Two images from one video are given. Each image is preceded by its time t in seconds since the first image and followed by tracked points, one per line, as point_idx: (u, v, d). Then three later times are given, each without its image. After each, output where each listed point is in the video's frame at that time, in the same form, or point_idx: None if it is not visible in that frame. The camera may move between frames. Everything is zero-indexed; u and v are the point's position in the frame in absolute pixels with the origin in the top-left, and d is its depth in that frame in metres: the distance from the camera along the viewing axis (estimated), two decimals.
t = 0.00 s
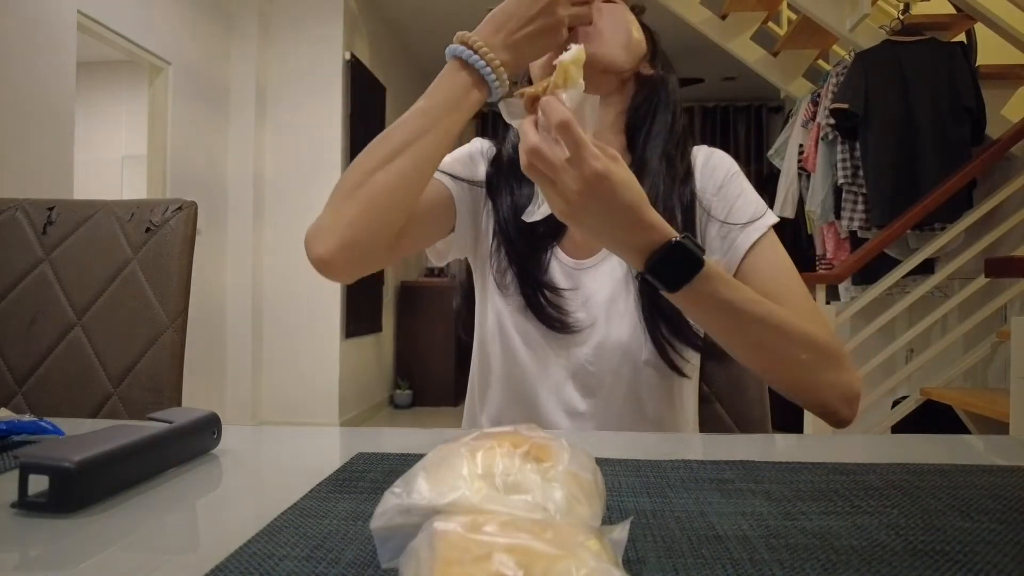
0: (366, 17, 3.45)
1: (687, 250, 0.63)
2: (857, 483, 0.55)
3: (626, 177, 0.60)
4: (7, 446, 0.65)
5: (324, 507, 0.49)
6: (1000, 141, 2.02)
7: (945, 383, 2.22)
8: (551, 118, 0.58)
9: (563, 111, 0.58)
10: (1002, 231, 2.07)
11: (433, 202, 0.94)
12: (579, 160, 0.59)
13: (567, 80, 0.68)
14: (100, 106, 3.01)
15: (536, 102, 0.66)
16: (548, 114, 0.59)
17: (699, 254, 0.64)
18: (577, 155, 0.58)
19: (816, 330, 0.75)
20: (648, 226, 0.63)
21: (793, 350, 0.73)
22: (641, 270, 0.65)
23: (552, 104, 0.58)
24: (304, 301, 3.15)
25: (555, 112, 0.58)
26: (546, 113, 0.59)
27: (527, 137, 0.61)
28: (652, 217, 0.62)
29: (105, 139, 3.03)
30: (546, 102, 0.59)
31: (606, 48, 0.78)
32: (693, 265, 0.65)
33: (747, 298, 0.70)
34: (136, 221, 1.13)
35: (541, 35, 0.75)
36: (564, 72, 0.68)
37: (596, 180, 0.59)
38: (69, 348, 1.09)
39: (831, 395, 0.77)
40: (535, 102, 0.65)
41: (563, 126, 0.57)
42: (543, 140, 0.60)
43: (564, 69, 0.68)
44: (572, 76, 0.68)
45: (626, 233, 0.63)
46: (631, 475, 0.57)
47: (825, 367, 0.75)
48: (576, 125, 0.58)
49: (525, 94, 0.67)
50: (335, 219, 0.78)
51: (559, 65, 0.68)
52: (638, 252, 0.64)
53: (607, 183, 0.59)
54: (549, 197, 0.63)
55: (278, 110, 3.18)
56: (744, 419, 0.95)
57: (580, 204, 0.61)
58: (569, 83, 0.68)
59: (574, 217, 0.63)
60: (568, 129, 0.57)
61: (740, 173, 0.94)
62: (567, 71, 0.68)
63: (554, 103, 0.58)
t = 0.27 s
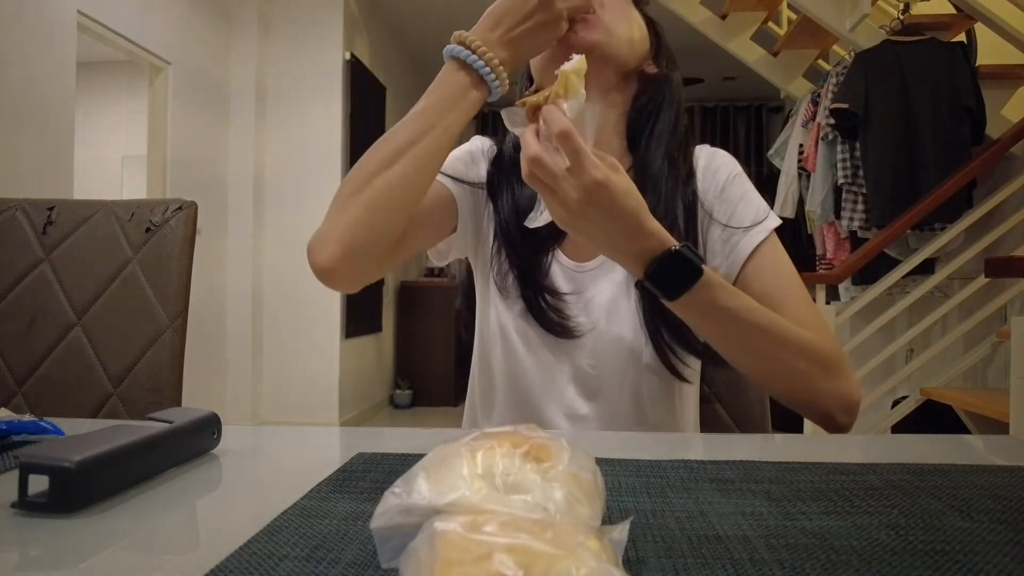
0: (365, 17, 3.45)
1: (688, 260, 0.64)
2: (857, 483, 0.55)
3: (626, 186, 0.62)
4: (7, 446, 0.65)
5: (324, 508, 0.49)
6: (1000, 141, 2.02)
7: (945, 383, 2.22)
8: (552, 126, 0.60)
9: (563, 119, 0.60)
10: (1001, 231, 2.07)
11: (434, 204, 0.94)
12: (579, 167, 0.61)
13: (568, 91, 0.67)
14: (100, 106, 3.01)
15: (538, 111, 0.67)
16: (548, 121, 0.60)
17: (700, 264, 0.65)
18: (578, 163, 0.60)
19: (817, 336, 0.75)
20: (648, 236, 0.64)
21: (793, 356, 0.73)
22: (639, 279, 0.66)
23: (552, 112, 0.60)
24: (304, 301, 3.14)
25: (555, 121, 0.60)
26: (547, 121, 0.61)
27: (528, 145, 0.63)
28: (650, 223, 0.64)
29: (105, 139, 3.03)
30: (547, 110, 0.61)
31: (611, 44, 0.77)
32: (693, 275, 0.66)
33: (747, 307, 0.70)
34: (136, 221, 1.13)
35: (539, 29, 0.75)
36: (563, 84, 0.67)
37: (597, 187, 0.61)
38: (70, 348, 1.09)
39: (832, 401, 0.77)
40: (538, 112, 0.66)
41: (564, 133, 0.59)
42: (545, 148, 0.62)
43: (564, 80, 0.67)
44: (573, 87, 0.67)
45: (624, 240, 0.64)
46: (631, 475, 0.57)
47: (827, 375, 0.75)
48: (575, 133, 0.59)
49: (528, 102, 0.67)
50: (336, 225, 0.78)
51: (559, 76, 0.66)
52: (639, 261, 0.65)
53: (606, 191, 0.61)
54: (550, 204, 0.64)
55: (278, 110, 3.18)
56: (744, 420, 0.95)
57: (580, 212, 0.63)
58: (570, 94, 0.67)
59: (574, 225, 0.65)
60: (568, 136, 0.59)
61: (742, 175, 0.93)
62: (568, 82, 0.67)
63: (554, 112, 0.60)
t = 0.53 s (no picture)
0: (365, 17, 3.45)
1: (688, 271, 0.64)
2: (857, 483, 0.55)
3: (626, 196, 0.63)
4: (7, 446, 0.65)
5: (324, 508, 0.49)
6: (1000, 141, 2.02)
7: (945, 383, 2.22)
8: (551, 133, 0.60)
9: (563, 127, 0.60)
10: (1001, 231, 2.06)
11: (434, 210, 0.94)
12: (579, 176, 0.61)
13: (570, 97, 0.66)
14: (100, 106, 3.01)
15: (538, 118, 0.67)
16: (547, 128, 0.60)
17: (700, 275, 0.65)
18: (577, 173, 0.61)
19: (815, 345, 0.75)
20: (649, 246, 0.64)
21: (791, 364, 0.73)
22: (639, 288, 0.66)
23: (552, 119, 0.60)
24: (304, 301, 3.15)
25: (554, 128, 0.60)
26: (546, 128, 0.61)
27: (527, 151, 0.63)
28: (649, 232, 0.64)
29: (105, 140, 3.03)
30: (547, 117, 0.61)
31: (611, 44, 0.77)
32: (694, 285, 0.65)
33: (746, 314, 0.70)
34: (136, 221, 1.13)
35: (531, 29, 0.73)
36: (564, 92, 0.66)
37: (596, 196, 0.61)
38: (70, 348, 1.09)
39: (828, 410, 0.77)
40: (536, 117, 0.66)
41: (563, 142, 0.59)
42: (544, 157, 0.62)
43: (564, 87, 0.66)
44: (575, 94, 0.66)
45: (622, 249, 0.65)
46: (630, 475, 0.57)
47: (824, 383, 0.75)
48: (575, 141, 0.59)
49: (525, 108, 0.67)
50: (339, 254, 0.78)
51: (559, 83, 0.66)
52: (639, 270, 0.66)
53: (605, 201, 0.62)
54: (548, 211, 0.65)
55: (278, 110, 3.18)
56: (743, 419, 0.95)
57: (580, 220, 0.63)
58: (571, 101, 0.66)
59: (574, 233, 0.65)
60: (568, 145, 0.59)
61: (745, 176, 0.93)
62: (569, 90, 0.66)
63: (554, 119, 0.60)
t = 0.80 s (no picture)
0: (366, 17, 3.45)
1: (691, 280, 0.64)
2: (857, 483, 0.55)
3: (630, 206, 0.63)
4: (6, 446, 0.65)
5: (324, 508, 0.49)
6: (1000, 141, 2.02)
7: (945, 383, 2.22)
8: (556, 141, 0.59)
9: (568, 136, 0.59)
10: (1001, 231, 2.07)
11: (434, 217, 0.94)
12: (583, 186, 0.60)
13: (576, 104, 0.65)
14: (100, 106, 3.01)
15: (541, 123, 0.64)
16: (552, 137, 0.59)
17: (704, 284, 0.65)
18: (584, 183, 0.60)
19: (814, 352, 0.75)
20: (653, 256, 0.64)
21: (790, 371, 0.73)
22: (641, 296, 0.67)
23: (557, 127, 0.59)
24: (304, 301, 3.15)
25: (561, 137, 0.59)
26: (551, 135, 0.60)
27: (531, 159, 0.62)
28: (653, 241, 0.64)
29: (105, 140, 3.03)
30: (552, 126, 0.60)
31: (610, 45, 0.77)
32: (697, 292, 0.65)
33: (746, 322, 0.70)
34: (136, 221, 1.13)
35: (530, 42, 0.70)
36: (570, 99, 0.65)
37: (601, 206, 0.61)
38: (70, 348, 1.09)
39: (826, 415, 0.77)
40: (541, 125, 0.64)
41: (569, 152, 0.58)
42: (549, 165, 0.61)
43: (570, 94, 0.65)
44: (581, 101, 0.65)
45: (626, 256, 0.65)
46: (630, 475, 0.57)
47: (822, 390, 0.75)
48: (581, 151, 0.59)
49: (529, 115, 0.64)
50: (344, 289, 0.81)
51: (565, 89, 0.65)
52: (642, 280, 0.66)
53: (611, 212, 0.61)
54: (551, 219, 0.64)
55: (278, 110, 3.18)
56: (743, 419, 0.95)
57: (583, 230, 0.63)
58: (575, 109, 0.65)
59: (576, 242, 0.65)
60: (574, 155, 0.58)
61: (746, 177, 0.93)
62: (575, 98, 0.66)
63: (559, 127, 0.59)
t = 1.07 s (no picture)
0: (366, 17, 3.45)
1: (698, 287, 0.64)
2: (857, 483, 0.55)
3: (640, 212, 0.62)
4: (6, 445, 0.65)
5: (324, 508, 0.49)
6: (1000, 141, 2.02)
7: (945, 383, 2.22)
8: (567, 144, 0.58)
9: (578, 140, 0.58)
10: (1001, 231, 2.07)
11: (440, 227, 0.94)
12: (593, 192, 0.60)
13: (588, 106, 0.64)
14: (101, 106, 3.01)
15: (550, 124, 0.64)
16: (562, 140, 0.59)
17: (712, 293, 0.65)
18: (595, 188, 0.60)
19: (814, 357, 0.75)
20: (662, 263, 0.64)
21: (791, 377, 0.73)
22: (651, 303, 0.67)
23: (567, 129, 0.58)
24: (305, 301, 3.15)
25: (572, 141, 0.58)
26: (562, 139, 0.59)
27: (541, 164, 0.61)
28: (663, 248, 0.64)
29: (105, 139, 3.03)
30: (560, 128, 0.59)
31: (610, 43, 0.77)
32: (707, 298, 0.65)
33: (746, 329, 0.70)
34: (136, 221, 1.13)
35: (552, 53, 0.63)
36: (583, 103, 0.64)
37: (610, 213, 0.61)
38: (70, 348, 1.09)
39: (826, 422, 0.77)
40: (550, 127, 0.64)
41: (580, 156, 0.58)
42: (559, 169, 0.61)
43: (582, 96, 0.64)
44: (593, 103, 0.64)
45: (635, 264, 0.64)
46: (631, 475, 0.57)
47: (823, 397, 0.75)
48: (592, 156, 0.58)
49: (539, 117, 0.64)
50: (354, 312, 0.80)
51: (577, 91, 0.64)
52: (650, 287, 0.66)
53: (621, 218, 0.61)
54: (561, 225, 0.64)
55: (277, 110, 3.18)
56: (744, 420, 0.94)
57: (592, 236, 0.63)
58: (588, 111, 0.64)
59: (585, 248, 0.65)
60: (586, 159, 0.58)
61: (749, 178, 0.93)
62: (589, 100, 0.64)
63: (570, 130, 0.58)
